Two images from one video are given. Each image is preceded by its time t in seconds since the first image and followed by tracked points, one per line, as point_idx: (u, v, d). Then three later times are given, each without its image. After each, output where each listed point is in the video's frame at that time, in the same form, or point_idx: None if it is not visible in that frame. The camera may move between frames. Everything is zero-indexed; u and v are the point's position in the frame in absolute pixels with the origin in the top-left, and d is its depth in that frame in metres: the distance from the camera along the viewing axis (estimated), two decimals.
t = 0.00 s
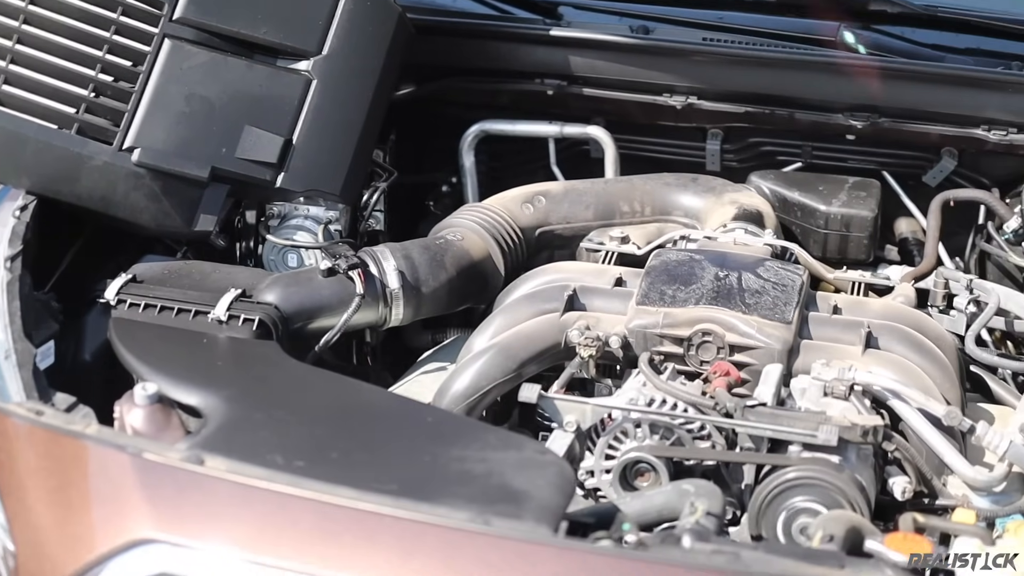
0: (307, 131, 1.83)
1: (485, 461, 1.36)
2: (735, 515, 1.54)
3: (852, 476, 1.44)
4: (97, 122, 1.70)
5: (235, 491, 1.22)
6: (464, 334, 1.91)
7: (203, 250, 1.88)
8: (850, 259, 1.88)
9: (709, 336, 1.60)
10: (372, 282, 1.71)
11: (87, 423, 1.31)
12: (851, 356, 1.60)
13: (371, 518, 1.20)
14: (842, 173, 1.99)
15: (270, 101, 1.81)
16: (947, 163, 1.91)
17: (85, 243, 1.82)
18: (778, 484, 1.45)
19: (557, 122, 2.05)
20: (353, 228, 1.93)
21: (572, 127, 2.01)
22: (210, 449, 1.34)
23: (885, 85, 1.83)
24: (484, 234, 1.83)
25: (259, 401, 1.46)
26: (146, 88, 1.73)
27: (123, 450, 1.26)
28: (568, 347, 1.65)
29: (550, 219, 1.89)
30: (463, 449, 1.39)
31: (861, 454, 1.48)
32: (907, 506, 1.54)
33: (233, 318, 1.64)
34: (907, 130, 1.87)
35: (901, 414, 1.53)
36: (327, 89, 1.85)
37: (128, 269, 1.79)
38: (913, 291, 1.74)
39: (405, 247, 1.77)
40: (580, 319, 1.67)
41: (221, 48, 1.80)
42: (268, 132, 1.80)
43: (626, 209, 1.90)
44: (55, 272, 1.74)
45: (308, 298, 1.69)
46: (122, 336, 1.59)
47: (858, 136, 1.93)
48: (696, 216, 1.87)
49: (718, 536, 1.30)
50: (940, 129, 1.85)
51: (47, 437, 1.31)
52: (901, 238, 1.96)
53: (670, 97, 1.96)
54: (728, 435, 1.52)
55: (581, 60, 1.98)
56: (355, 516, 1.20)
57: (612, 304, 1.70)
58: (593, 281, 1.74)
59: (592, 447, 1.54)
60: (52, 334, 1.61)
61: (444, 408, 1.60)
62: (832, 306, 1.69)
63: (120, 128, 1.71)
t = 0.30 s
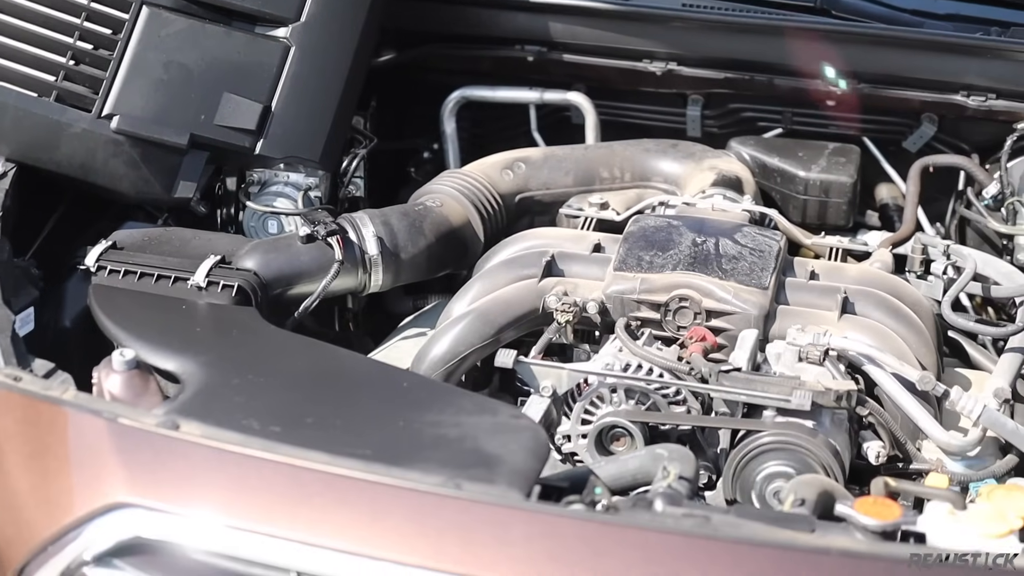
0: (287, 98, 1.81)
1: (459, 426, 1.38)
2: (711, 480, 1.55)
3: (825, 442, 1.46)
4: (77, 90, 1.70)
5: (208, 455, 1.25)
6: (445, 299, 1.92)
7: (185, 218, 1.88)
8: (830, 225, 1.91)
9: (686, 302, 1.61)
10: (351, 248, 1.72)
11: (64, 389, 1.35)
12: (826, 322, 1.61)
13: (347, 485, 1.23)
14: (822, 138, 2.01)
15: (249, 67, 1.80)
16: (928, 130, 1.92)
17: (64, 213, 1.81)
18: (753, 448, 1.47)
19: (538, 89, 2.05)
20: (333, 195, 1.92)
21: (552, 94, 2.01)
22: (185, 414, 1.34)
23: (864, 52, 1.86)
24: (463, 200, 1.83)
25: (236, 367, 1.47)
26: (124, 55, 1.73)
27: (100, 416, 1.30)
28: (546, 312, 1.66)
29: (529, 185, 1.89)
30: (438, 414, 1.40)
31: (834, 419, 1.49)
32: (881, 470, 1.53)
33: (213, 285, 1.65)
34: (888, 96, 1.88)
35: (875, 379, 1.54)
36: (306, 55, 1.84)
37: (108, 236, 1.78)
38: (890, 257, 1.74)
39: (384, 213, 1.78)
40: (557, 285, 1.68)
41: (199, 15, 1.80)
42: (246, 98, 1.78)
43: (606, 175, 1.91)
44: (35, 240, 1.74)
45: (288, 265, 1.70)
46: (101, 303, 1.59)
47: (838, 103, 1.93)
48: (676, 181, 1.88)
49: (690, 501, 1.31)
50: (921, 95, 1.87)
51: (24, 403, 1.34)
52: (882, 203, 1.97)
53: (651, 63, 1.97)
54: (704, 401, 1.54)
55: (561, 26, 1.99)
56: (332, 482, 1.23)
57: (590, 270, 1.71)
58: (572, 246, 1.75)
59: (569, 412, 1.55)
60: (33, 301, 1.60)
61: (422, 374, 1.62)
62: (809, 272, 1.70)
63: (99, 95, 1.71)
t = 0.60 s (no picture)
0: (267, 79, 1.81)
1: (433, 408, 1.38)
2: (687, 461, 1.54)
3: (801, 423, 1.45)
4: (58, 72, 1.70)
5: (180, 438, 1.26)
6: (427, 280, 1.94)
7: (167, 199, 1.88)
8: (813, 205, 1.92)
9: (664, 283, 1.60)
10: (331, 229, 1.72)
11: (40, 371, 1.36)
12: (804, 302, 1.61)
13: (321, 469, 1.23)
14: (804, 118, 2.03)
15: (230, 48, 1.79)
16: (911, 109, 1.94)
17: (47, 195, 1.81)
18: (728, 429, 1.46)
19: (521, 69, 2.06)
20: (315, 175, 1.92)
21: (535, 74, 2.02)
22: (160, 398, 1.36)
23: (850, 32, 1.86)
24: (444, 181, 1.84)
25: (214, 348, 1.48)
26: (105, 37, 1.73)
27: (72, 398, 1.30)
28: (524, 293, 1.66)
29: (511, 164, 1.89)
30: (412, 396, 1.41)
31: (811, 400, 1.47)
32: (858, 451, 1.52)
33: (193, 266, 1.65)
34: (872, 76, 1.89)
35: (853, 360, 1.53)
36: (286, 37, 1.83)
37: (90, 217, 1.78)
38: (870, 238, 1.74)
39: (364, 194, 1.78)
40: (537, 266, 1.68)
41: None
42: (226, 79, 1.78)
43: (588, 155, 1.91)
44: (17, 222, 1.75)
45: (268, 245, 1.70)
46: (81, 285, 1.60)
47: (821, 82, 1.95)
48: (658, 161, 1.88)
49: (663, 482, 1.31)
50: (905, 75, 1.89)
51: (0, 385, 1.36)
52: (865, 183, 2.00)
53: (634, 43, 1.98)
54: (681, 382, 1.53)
55: (544, 6, 1.97)
56: (308, 465, 1.23)
57: (571, 251, 1.71)
58: (552, 227, 1.75)
59: (546, 393, 1.56)
60: (13, 282, 1.64)
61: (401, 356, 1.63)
62: (788, 253, 1.69)
63: (79, 77, 1.71)
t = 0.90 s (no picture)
0: (240, 67, 1.80)
1: (396, 400, 1.37)
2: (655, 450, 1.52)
3: (769, 413, 1.43)
4: (29, 61, 1.69)
5: (134, 428, 1.28)
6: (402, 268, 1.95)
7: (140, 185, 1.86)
8: (790, 191, 1.91)
9: (636, 272, 1.59)
10: (303, 217, 1.71)
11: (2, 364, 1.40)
12: (776, 291, 1.59)
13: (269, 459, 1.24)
14: (784, 104, 2.03)
15: (203, 36, 1.78)
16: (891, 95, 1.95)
17: (21, 183, 1.79)
18: (698, 420, 1.44)
19: (499, 55, 2.05)
20: (290, 164, 1.91)
21: (513, 60, 2.00)
22: (122, 390, 1.36)
23: (831, 19, 1.86)
24: (418, 168, 1.82)
25: (183, 339, 1.48)
26: (76, 25, 1.70)
27: (30, 391, 1.33)
28: (495, 283, 1.65)
29: (487, 152, 1.89)
30: (375, 389, 1.39)
31: (779, 391, 1.47)
32: (826, 442, 1.52)
33: (163, 256, 1.65)
34: (850, 62, 1.90)
35: (823, 350, 1.51)
36: (259, 24, 1.81)
37: (62, 206, 1.78)
38: (845, 226, 1.72)
39: (337, 182, 1.77)
40: (509, 255, 1.66)
41: None
42: (199, 68, 1.77)
43: (565, 142, 1.91)
44: None
45: (240, 235, 1.70)
46: (48, 270, 1.61)
47: (800, 68, 1.96)
48: (635, 148, 1.88)
49: (624, 477, 1.29)
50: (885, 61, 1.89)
51: None
52: (845, 170, 2.00)
53: (612, 28, 1.97)
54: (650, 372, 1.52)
55: None
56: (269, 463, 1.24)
57: (543, 239, 1.70)
58: (526, 215, 1.74)
59: (514, 383, 1.54)
60: None
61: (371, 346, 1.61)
62: (762, 241, 1.67)
63: (50, 65, 1.69)
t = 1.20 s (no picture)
0: (182, 64, 1.77)
1: (325, 402, 1.35)
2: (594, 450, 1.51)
3: (703, 412, 1.41)
4: None
5: (55, 431, 1.29)
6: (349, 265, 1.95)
7: (84, 182, 1.85)
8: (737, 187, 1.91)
9: (575, 271, 1.58)
10: (243, 216, 1.71)
11: None
12: (715, 290, 1.58)
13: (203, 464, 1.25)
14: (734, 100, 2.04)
15: (143, 34, 1.75)
16: (840, 92, 1.95)
17: None
18: (632, 420, 1.42)
19: (447, 52, 2.05)
20: (234, 162, 1.88)
21: (462, 57, 2.01)
22: (49, 390, 1.35)
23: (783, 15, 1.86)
24: (362, 166, 1.82)
25: (115, 339, 1.46)
26: (16, 21, 1.71)
27: None
28: (434, 282, 1.63)
29: (433, 150, 1.89)
30: (304, 390, 1.38)
31: (714, 391, 1.45)
32: (763, 442, 1.51)
33: (101, 255, 1.63)
34: (794, 58, 1.92)
35: (761, 349, 1.50)
36: (201, 21, 1.79)
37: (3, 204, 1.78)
38: (787, 225, 1.72)
39: (278, 179, 1.75)
40: (449, 254, 1.65)
41: None
42: (140, 65, 1.74)
43: (512, 139, 1.91)
44: None
45: (180, 233, 1.68)
46: None
47: (749, 64, 1.97)
48: (581, 145, 1.88)
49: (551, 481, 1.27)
50: (838, 58, 1.90)
51: None
52: (795, 166, 2.00)
53: (560, 24, 1.99)
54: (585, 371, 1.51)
55: None
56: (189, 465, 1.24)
57: (483, 238, 1.69)
58: (468, 213, 1.73)
59: (450, 383, 1.52)
60: None
61: (308, 345, 1.60)
62: (703, 240, 1.66)
63: None
